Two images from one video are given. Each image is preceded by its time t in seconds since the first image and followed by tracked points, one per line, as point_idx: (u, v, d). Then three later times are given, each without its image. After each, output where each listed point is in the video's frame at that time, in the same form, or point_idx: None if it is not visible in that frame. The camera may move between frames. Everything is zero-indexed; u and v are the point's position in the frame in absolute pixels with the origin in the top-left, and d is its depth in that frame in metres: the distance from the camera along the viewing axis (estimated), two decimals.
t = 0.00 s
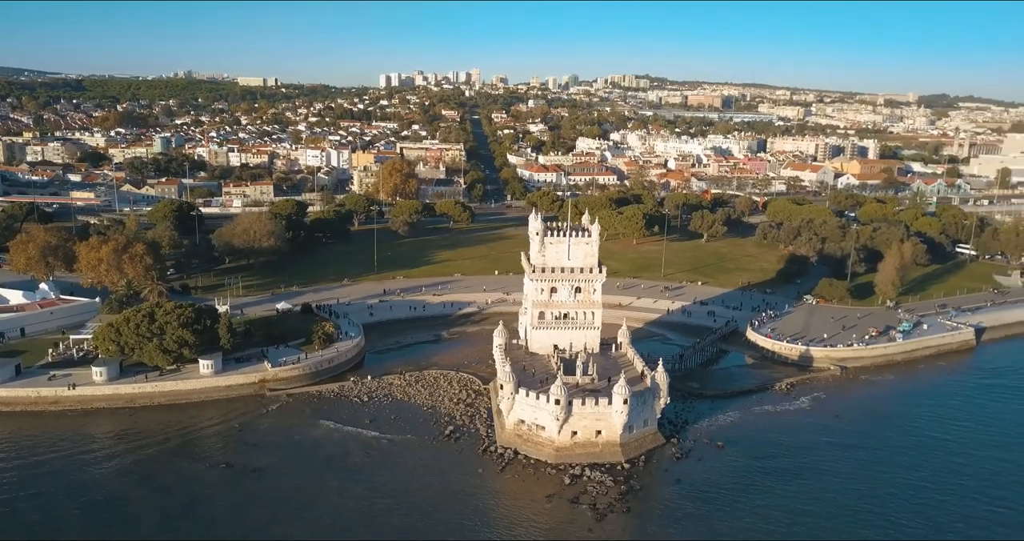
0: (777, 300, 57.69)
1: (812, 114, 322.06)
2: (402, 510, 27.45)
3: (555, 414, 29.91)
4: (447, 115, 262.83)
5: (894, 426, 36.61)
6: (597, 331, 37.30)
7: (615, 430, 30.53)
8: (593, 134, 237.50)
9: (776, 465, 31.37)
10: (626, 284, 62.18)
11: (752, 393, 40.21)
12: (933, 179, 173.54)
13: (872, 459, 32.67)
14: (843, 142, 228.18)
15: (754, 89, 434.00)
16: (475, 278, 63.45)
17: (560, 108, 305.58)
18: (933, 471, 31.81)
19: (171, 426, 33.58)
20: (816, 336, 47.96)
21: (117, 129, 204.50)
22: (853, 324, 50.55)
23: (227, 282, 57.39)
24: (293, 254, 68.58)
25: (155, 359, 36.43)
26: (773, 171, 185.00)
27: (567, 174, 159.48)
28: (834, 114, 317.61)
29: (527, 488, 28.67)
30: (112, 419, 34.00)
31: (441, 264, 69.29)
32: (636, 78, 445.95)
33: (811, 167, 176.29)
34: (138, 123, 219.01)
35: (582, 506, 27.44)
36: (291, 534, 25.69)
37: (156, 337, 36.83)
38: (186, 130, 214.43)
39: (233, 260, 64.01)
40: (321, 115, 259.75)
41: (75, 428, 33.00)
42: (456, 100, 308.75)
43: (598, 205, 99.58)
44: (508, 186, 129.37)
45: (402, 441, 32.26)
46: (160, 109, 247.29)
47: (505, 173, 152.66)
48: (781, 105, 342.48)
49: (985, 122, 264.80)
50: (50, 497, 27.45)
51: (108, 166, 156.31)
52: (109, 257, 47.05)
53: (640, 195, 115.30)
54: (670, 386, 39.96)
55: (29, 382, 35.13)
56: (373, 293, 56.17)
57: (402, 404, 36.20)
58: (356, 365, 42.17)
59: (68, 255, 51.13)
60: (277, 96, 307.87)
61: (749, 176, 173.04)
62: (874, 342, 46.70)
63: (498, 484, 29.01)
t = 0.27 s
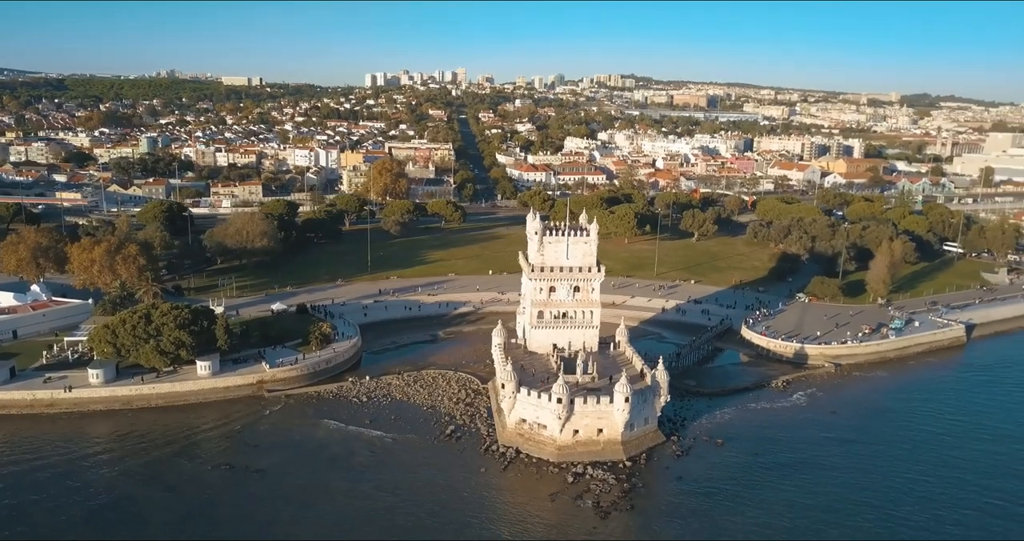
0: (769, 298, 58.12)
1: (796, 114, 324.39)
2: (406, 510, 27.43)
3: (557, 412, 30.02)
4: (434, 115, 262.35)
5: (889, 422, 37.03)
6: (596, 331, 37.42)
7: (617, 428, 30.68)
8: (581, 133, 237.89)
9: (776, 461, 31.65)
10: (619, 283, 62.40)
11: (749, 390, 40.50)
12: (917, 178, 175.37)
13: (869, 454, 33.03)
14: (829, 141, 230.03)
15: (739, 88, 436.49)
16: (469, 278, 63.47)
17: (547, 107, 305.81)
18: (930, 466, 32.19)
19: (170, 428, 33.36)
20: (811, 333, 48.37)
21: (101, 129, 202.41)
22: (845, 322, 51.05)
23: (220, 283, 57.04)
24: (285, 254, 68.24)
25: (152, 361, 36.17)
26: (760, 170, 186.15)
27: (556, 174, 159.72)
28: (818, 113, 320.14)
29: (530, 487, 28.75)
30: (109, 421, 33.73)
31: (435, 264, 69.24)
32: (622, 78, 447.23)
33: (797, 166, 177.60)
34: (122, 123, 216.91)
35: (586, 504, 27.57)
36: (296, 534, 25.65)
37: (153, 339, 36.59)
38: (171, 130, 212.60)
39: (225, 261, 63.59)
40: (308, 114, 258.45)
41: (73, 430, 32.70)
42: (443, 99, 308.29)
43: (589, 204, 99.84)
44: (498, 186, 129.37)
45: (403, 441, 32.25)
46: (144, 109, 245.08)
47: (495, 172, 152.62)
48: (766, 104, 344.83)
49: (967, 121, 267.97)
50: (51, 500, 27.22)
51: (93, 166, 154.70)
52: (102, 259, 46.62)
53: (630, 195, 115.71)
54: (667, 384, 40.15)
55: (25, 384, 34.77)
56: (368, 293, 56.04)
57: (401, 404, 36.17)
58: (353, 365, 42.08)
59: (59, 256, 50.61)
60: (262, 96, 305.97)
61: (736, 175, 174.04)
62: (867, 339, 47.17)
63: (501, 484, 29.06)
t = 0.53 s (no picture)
0: (763, 297, 58.46)
1: (783, 113, 326.32)
2: (410, 510, 27.43)
3: (559, 412, 30.10)
4: (424, 115, 261.88)
5: (885, 419, 37.39)
6: (594, 329, 37.53)
7: (618, 427, 30.81)
8: (571, 132, 238.22)
9: (775, 458, 31.88)
10: (614, 282, 62.61)
11: (746, 389, 40.76)
12: (904, 177, 176.90)
13: (866, 451, 33.37)
14: (817, 141, 231.56)
15: (726, 88, 438.80)
16: (464, 278, 63.52)
17: (536, 107, 305.94)
18: (927, 463, 32.54)
19: (168, 430, 33.18)
20: (805, 332, 48.71)
21: (87, 129, 200.62)
22: (839, 320, 51.44)
23: (215, 284, 56.74)
24: (279, 254, 67.95)
25: (149, 362, 35.93)
26: (750, 170, 187.13)
27: (547, 173, 159.92)
28: (805, 113, 322.37)
29: (533, 486, 28.84)
30: (107, 423, 33.49)
31: (429, 264, 69.18)
32: (610, 78, 448.20)
33: (786, 165, 178.65)
34: (108, 123, 215.09)
35: (589, 502, 27.71)
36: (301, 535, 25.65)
37: (150, 340, 36.36)
38: (159, 130, 211.08)
39: (219, 261, 63.22)
40: (296, 114, 257.19)
41: (71, 433, 32.48)
42: (432, 99, 307.85)
43: (582, 204, 100.02)
44: (490, 186, 129.34)
45: (404, 441, 32.27)
46: (130, 109, 243.02)
47: (486, 172, 152.56)
48: (754, 104, 346.67)
49: (952, 121, 270.67)
50: (52, 503, 27.03)
51: (80, 166, 153.32)
52: (95, 260, 46.28)
53: (621, 194, 116.01)
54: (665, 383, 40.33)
55: (20, 387, 34.45)
56: (363, 293, 55.93)
57: (401, 404, 36.17)
58: (350, 366, 41.99)
59: (52, 258, 50.22)
60: (248, 96, 304.16)
61: (726, 174, 174.85)
62: (861, 337, 47.58)
63: (504, 483, 29.11)
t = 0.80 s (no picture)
0: (756, 295, 58.90)
1: (768, 113, 328.56)
2: (414, 510, 27.45)
3: (561, 411, 30.19)
4: (411, 114, 261.28)
5: (880, 416, 37.83)
6: (593, 328, 37.66)
7: (619, 426, 30.94)
8: (559, 132, 238.61)
9: (775, 455, 32.19)
10: (608, 281, 62.83)
11: (742, 386, 41.07)
12: (889, 176, 178.74)
13: (863, 447, 33.81)
14: (803, 140, 233.31)
15: (711, 87, 441.23)
16: (458, 277, 63.57)
17: (523, 107, 306.06)
18: (922, 459, 33.04)
19: (167, 432, 32.96)
20: (799, 330, 49.15)
21: (71, 129, 198.35)
22: (832, 318, 51.95)
23: (208, 284, 56.40)
24: (271, 255, 67.59)
25: (146, 364, 35.67)
26: (737, 169, 188.27)
27: (536, 173, 160.12)
28: (789, 112, 324.78)
29: (536, 485, 28.93)
30: (104, 425, 33.26)
31: (422, 264, 69.15)
32: (596, 77, 449.18)
33: (773, 165, 179.95)
34: (92, 123, 212.75)
35: (593, 500, 27.83)
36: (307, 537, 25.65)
37: (147, 341, 36.11)
38: (144, 130, 209.06)
39: (211, 262, 62.78)
40: (282, 114, 255.72)
41: (68, 436, 32.18)
42: (419, 99, 307.17)
43: (573, 203, 100.25)
44: (480, 185, 129.29)
45: (406, 442, 32.30)
46: (114, 108, 240.52)
47: (476, 172, 152.50)
48: (739, 104, 348.72)
49: (934, 121, 273.93)
50: (54, 508, 26.84)
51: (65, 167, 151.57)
52: (88, 261, 45.89)
53: (611, 194, 116.36)
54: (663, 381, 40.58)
55: (15, 390, 34.09)
56: (358, 294, 55.81)
57: (400, 404, 36.17)
58: (348, 366, 41.92)
59: (43, 259, 49.72)
60: (233, 95, 301.95)
61: (714, 174, 175.87)
62: (854, 335, 48.08)
63: (507, 482, 29.18)
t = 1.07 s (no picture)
0: (750, 294, 59.28)
1: (756, 112, 330.40)
2: (418, 510, 27.50)
3: (562, 410, 30.28)
4: (400, 114, 260.71)
5: (876, 413, 38.16)
6: (592, 328, 37.78)
7: (620, 424, 31.07)
8: (548, 132, 238.86)
9: (774, 452, 32.45)
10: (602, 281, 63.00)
11: (739, 384, 41.34)
12: (876, 175, 180.28)
13: (860, 443, 34.12)
14: (790, 140, 234.79)
15: (699, 87, 443.38)
16: (453, 277, 63.57)
17: (512, 106, 306.14)
18: (919, 455, 33.42)
19: (166, 434, 32.80)
20: (794, 328, 49.51)
21: (56, 129, 196.36)
22: (826, 316, 52.37)
23: (202, 285, 56.10)
24: (265, 255, 67.29)
25: (143, 366, 35.48)
26: (726, 168, 189.22)
27: (527, 173, 160.25)
28: (776, 112, 326.80)
29: (538, 484, 29.01)
30: (102, 428, 33.05)
31: (417, 264, 69.09)
32: (583, 77, 449.91)
33: (762, 164, 180.98)
34: (78, 123, 210.70)
35: (595, 499, 27.94)
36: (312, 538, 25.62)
37: (144, 343, 35.91)
38: (131, 130, 207.32)
39: (204, 263, 62.39)
40: (270, 114, 254.37)
41: (66, 439, 31.96)
42: (408, 98, 306.45)
43: (565, 203, 100.41)
44: (471, 185, 129.22)
45: (407, 442, 32.30)
46: (99, 108, 238.42)
47: (467, 171, 152.44)
48: (727, 104, 350.49)
49: (919, 121, 276.42)
50: (55, 511, 26.67)
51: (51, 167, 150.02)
52: (82, 262, 45.61)
53: (603, 193, 116.69)
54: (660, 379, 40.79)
55: (11, 392, 33.79)
56: (354, 294, 55.68)
57: (399, 405, 36.15)
58: (346, 366, 41.84)
59: (36, 260, 49.33)
60: (220, 95, 300.09)
61: (703, 173, 176.65)
62: (848, 333, 48.50)
63: (510, 482, 29.23)
